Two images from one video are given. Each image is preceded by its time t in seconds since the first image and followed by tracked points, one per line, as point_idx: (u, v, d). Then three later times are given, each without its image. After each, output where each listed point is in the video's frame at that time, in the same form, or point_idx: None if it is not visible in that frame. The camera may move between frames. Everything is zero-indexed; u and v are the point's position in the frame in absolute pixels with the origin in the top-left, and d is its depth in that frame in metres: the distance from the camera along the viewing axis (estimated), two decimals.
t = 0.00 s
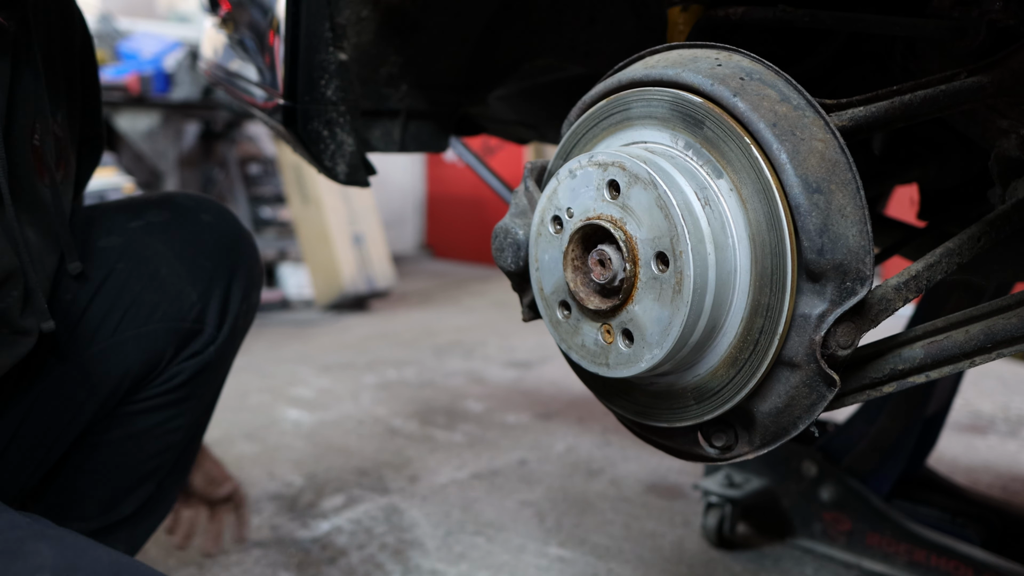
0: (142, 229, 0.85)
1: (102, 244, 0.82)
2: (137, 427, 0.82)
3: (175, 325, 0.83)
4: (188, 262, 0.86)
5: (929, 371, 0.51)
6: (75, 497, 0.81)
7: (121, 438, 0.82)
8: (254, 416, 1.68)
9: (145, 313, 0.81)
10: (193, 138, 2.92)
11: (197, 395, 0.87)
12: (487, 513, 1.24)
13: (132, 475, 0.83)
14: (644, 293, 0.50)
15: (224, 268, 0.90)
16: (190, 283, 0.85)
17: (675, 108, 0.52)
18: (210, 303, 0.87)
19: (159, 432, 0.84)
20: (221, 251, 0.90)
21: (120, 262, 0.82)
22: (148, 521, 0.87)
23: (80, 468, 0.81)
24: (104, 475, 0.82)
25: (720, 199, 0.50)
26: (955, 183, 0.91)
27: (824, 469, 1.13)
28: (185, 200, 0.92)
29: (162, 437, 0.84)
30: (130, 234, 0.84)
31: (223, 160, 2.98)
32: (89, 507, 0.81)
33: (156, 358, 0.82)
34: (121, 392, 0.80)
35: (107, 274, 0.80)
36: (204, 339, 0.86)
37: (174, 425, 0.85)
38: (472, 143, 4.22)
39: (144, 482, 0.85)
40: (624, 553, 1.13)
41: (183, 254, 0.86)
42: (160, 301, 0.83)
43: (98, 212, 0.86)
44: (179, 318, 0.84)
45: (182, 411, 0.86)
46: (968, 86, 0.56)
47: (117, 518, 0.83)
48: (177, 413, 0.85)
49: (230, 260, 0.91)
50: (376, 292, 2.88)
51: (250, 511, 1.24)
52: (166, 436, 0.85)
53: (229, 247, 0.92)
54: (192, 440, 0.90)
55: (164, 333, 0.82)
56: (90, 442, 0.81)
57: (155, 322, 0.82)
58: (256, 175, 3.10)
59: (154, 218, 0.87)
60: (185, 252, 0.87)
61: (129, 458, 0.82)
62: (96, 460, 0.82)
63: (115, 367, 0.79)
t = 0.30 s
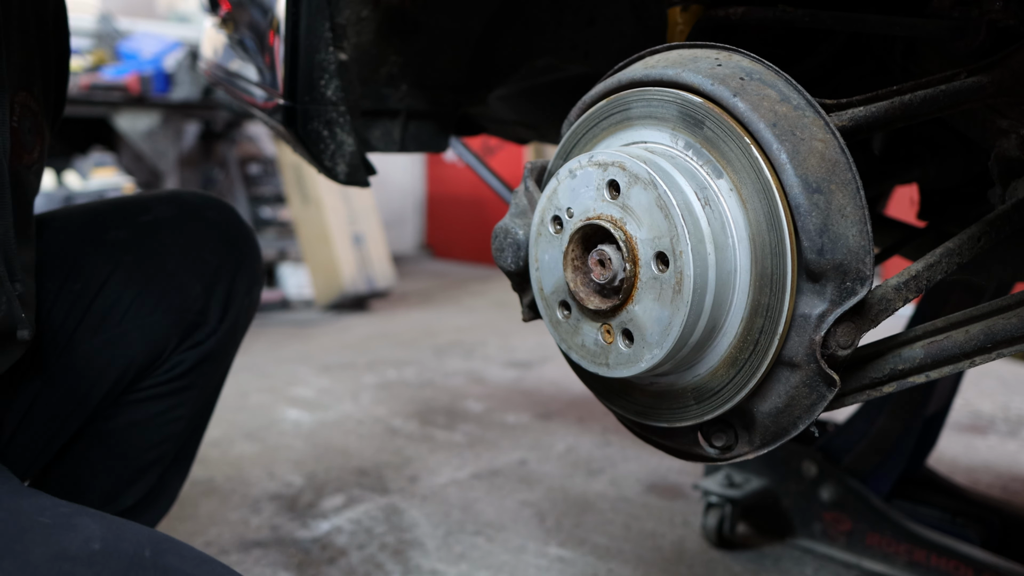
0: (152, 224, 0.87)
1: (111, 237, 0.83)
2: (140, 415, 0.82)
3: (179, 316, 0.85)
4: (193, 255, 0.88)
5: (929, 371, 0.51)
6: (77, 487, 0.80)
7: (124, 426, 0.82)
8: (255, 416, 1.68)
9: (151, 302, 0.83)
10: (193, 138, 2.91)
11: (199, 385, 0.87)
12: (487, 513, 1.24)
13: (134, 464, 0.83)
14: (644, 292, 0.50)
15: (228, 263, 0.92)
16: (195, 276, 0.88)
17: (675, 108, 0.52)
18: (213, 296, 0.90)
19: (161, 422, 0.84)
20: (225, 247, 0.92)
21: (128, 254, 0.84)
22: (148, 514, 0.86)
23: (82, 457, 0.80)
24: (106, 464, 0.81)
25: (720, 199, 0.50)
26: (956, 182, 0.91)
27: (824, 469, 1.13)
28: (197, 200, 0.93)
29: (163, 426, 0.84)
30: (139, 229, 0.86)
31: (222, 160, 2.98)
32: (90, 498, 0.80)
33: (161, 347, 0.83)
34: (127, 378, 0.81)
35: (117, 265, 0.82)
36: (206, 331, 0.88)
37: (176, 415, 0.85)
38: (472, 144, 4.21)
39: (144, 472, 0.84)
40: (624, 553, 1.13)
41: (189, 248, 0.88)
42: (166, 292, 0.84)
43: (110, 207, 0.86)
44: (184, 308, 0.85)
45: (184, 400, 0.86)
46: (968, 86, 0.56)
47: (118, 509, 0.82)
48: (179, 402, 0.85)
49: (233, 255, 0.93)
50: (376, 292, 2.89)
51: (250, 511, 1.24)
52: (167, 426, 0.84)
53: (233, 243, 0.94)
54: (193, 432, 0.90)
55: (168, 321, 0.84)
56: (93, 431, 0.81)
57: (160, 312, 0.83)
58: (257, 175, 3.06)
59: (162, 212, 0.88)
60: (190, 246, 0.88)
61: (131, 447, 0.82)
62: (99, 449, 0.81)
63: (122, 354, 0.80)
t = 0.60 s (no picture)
0: (145, 219, 0.87)
1: (106, 232, 0.82)
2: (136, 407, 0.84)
3: (176, 309, 0.86)
4: (188, 250, 0.89)
5: (929, 371, 0.51)
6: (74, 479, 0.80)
7: (121, 418, 0.83)
8: (255, 416, 1.68)
9: (148, 296, 0.84)
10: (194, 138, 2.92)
11: (192, 377, 0.89)
12: (487, 513, 1.24)
13: (129, 457, 0.84)
14: (644, 293, 0.50)
15: (221, 257, 0.93)
16: (190, 270, 0.89)
17: (675, 108, 0.52)
18: (207, 289, 0.91)
19: (155, 414, 0.86)
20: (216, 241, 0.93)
21: (125, 248, 0.83)
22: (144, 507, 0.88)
23: (78, 449, 0.81)
24: (103, 456, 0.82)
25: (720, 199, 0.50)
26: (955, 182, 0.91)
27: (824, 469, 1.13)
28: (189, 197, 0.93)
29: (158, 419, 0.86)
30: (134, 224, 0.85)
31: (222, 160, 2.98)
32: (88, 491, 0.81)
33: (158, 338, 0.85)
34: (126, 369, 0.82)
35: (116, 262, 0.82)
36: (200, 323, 0.90)
37: (170, 407, 0.87)
38: (472, 144, 4.21)
39: (139, 465, 0.85)
40: (624, 553, 1.13)
41: (181, 243, 0.89)
42: (163, 287, 0.85)
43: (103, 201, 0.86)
44: (180, 302, 0.87)
45: (177, 392, 0.88)
46: (968, 86, 0.56)
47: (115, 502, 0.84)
48: (173, 394, 0.87)
49: (225, 249, 0.94)
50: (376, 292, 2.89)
51: (250, 511, 1.24)
52: (162, 417, 0.86)
53: (225, 238, 0.95)
54: (186, 424, 0.91)
55: (165, 314, 0.85)
56: (88, 423, 0.82)
57: (158, 305, 0.84)
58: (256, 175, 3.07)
59: (155, 208, 0.88)
60: (183, 241, 0.89)
61: (128, 438, 0.83)
62: (95, 441, 0.82)
63: (121, 346, 0.81)
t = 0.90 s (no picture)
0: (157, 223, 0.88)
1: (117, 236, 0.84)
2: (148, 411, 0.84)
3: (187, 313, 0.86)
4: (200, 254, 0.89)
5: (929, 371, 0.51)
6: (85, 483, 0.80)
7: (133, 422, 0.83)
8: (254, 416, 1.68)
9: (161, 300, 0.84)
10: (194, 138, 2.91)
11: (203, 381, 0.89)
12: (487, 513, 1.24)
13: (138, 461, 0.84)
14: (645, 293, 0.50)
15: (233, 261, 0.94)
16: (201, 274, 0.89)
17: (675, 108, 0.52)
18: (218, 293, 0.91)
19: (166, 418, 0.85)
20: (229, 245, 0.94)
21: (137, 252, 0.84)
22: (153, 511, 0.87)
23: (90, 452, 0.81)
24: (113, 459, 0.82)
25: (720, 199, 0.50)
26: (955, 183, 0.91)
27: (824, 469, 1.13)
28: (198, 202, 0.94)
29: (169, 423, 0.85)
30: (144, 229, 0.87)
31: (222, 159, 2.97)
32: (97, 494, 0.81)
33: (171, 341, 0.84)
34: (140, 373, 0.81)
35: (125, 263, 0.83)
36: (212, 328, 0.90)
37: (180, 411, 0.86)
38: (472, 144, 4.22)
39: (148, 469, 0.85)
40: (624, 553, 1.13)
41: (194, 246, 0.89)
42: (174, 291, 0.85)
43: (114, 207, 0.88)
44: (191, 306, 0.86)
45: (187, 397, 0.87)
46: (968, 86, 0.56)
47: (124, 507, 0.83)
48: (183, 399, 0.87)
49: (236, 254, 0.94)
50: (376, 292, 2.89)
51: (250, 511, 1.24)
52: (173, 421, 0.86)
53: (236, 243, 0.95)
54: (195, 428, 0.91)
55: (178, 318, 0.85)
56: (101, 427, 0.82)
57: (170, 309, 0.84)
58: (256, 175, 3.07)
59: (166, 211, 0.90)
60: (195, 244, 0.90)
61: (138, 442, 0.83)
62: (107, 445, 0.82)
63: (135, 350, 0.80)
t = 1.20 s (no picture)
0: (137, 216, 0.87)
1: (100, 231, 0.83)
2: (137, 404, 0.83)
3: (172, 305, 0.85)
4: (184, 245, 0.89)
5: (929, 371, 0.51)
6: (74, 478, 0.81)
7: (121, 416, 0.82)
8: (254, 416, 1.68)
9: (145, 294, 0.83)
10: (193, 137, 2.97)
11: (190, 372, 0.89)
12: (487, 513, 1.24)
13: (127, 454, 0.83)
14: (645, 293, 0.50)
15: (215, 252, 0.93)
16: (185, 266, 0.88)
17: (675, 108, 0.52)
18: (202, 284, 0.90)
19: (155, 410, 0.85)
20: (210, 237, 0.93)
21: (119, 247, 0.84)
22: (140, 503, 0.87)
23: (79, 448, 0.81)
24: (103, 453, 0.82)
25: (720, 199, 0.50)
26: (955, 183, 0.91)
27: (824, 469, 1.13)
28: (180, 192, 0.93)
29: (157, 415, 0.85)
30: (126, 221, 0.86)
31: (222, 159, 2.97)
32: (86, 490, 0.81)
33: (157, 333, 0.84)
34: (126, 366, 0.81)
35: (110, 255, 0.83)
36: (196, 319, 0.89)
37: (165, 403, 0.86)
38: (472, 144, 4.22)
39: (138, 461, 0.85)
40: (624, 553, 1.13)
41: (176, 239, 0.88)
42: (156, 283, 0.84)
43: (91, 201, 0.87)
44: (176, 298, 0.86)
45: (174, 389, 0.87)
46: (968, 86, 0.56)
47: (114, 500, 0.83)
48: (170, 391, 0.86)
49: (218, 245, 0.94)
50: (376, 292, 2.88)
51: (250, 511, 1.24)
52: (161, 413, 0.85)
53: (218, 233, 0.94)
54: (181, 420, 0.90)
55: (162, 311, 0.84)
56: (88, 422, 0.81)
57: (155, 302, 0.84)
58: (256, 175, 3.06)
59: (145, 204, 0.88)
60: (176, 237, 0.89)
61: (127, 435, 0.83)
62: (95, 440, 0.81)
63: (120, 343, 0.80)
